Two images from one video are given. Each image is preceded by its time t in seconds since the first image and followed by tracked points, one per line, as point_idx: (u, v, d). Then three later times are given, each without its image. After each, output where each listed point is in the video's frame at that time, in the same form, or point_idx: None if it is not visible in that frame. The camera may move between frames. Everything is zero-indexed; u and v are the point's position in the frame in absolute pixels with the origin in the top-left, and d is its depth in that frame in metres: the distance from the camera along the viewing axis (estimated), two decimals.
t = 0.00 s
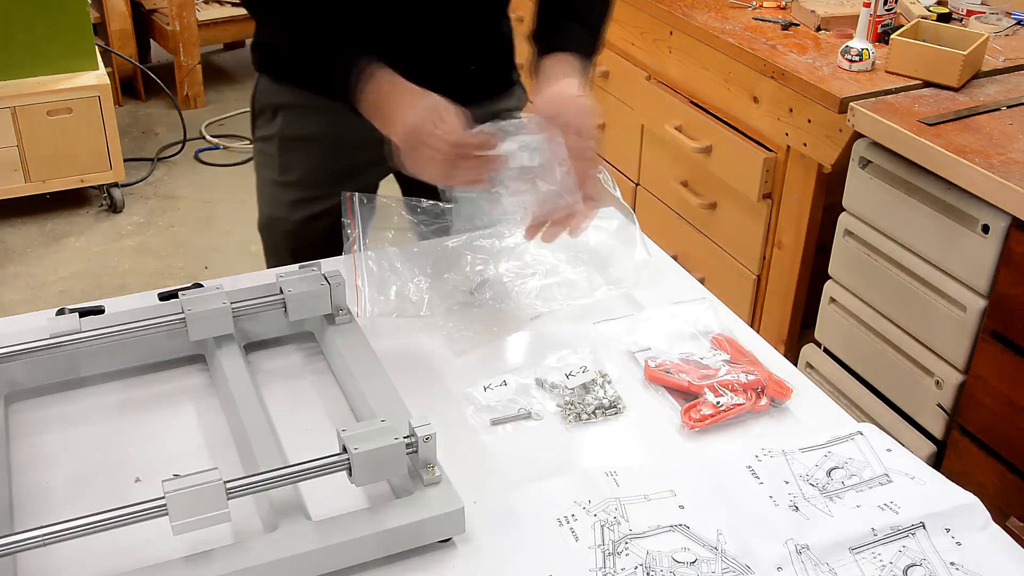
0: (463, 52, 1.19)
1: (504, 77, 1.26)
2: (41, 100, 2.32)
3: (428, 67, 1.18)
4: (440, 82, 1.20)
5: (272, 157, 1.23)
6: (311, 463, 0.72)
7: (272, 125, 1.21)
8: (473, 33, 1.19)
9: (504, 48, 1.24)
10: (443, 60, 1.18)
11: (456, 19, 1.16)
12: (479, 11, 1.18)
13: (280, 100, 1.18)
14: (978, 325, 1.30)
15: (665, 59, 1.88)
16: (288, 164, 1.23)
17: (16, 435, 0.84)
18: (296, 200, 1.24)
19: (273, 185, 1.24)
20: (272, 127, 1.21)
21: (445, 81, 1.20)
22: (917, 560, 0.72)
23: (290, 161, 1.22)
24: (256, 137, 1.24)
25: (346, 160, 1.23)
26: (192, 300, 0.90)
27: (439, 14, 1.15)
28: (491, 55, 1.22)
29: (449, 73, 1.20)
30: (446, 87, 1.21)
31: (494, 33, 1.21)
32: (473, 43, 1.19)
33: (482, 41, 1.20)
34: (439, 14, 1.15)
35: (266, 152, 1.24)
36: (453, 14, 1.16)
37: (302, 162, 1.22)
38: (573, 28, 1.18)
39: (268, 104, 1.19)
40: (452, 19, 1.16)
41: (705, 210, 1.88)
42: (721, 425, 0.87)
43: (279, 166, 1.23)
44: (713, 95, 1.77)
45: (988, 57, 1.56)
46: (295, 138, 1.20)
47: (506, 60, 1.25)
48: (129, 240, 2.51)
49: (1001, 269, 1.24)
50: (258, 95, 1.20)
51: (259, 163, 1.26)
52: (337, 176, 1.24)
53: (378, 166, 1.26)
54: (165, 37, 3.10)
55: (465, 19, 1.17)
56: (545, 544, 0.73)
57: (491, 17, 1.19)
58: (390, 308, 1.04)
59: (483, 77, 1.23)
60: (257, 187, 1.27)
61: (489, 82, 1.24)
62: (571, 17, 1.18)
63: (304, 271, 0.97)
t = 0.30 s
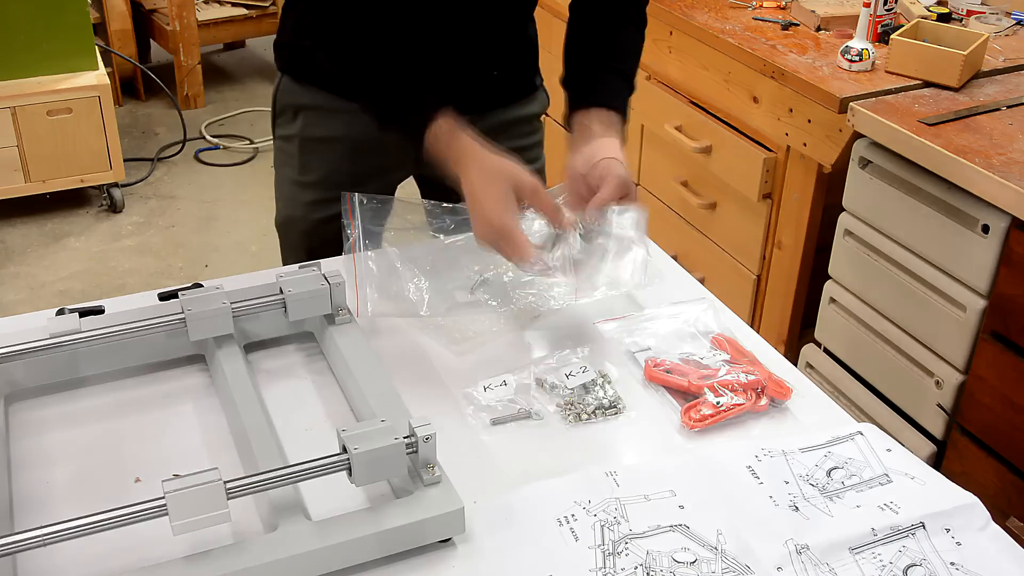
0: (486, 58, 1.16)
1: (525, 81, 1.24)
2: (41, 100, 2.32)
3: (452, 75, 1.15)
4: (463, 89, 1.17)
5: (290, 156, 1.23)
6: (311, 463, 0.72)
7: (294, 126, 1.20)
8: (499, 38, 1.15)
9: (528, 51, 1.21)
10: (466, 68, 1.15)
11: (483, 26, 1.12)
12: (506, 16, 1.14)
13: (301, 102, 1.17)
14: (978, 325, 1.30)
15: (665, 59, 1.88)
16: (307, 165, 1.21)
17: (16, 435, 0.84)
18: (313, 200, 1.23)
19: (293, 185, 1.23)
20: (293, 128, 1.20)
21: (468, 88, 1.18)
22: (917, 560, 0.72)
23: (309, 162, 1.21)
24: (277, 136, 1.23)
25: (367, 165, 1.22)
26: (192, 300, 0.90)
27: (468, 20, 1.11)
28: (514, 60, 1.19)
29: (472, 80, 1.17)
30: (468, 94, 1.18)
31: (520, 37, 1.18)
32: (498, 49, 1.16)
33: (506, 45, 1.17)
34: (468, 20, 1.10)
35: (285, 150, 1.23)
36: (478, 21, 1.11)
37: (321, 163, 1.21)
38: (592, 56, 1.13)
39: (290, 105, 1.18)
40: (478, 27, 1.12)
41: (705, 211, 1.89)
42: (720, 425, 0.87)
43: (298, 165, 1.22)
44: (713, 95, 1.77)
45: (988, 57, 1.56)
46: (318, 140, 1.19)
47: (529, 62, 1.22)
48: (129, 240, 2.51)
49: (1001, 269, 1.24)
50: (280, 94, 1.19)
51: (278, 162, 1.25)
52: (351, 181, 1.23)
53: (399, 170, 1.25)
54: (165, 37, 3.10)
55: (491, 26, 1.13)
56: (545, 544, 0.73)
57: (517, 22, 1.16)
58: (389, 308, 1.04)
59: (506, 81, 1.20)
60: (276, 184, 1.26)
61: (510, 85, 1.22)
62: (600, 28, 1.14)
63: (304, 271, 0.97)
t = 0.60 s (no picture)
0: (482, 57, 1.15)
1: (519, 80, 1.23)
2: (41, 100, 2.32)
3: (448, 75, 1.14)
4: (457, 89, 1.16)
5: (286, 156, 1.22)
6: (311, 463, 0.72)
7: (288, 125, 1.19)
8: (493, 37, 1.14)
9: (523, 50, 1.20)
10: (461, 66, 1.14)
11: (476, 26, 1.11)
12: (499, 15, 1.13)
13: (296, 101, 1.16)
14: (978, 326, 1.30)
15: (665, 59, 1.88)
16: (303, 164, 1.21)
17: (17, 435, 0.84)
18: (308, 200, 1.23)
19: (286, 184, 1.24)
20: (288, 127, 1.19)
21: (463, 87, 1.16)
22: (917, 559, 0.72)
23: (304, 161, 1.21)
24: (272, 135, 1.23)
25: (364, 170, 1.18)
26: (192, 300, 0.90)
27: (461, 20, 1.09)
28: (508, 59, 1.18)
29: (467, 79, 1.16)
30: (462, 94, 1.17)
31: (515, 35, 1.17)
32: (493, 48, 1.15)
33: (501, 44, 1.16)
34: (461, 19, 1.09)
35: (280, 150, 1.23)
36: (469, 17, 1.10)
37: (315, 163, 1.21)
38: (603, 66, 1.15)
39: (283, 105, 1.17)
40: (471, 26, 1.11)
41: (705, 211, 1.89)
42: (720, 425, 0.87)
43: (293, 164, 1.22)
44: (713, 95, 1.77)
45: (988, 57, 1.56)
46: (312, 139, 1.19)
47: (523, 61, 1.21)
48: (129, 240, 2.51)
49: (1001, 269, 1.24)
50: (274, 96, 1.18)
51: (273, 161, 1.25)
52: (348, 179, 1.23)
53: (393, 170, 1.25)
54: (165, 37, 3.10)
55: (483, 25, 1.12)
56: (545, 544, 0.74)
57: (511, 21, 1.15)
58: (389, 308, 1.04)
59: (500, 80, 1.20)
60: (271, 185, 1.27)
61: (504, 84, 1.21)
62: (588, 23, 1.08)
63: (304, 271, 0.97)
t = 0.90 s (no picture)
0: (456, 53, 1.16)
1: (497, 75, 1.23)
2: (41, 100, 2.33)
3: (422, 70, 1.15)
4: (430, 85, 1.17)
5: (267, 159, 1.23)
6: (311, 463, 0.72)
7: (266, 128, 1.20)
8: (466, 34, 1.16)
9: (500, 47, 1.21)
10: (436, 62, 1.16)
11: (448, 22, 1.13)
12: (472, 12, 1.14)
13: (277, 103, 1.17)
14: (978, 326, 1.30)
15: (665, 59, 1.88)
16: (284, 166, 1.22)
17: (17, 435, 0.84)
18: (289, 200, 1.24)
19: (270, 188, 1.24)
20: (270, 130, 1.20)
21: (439, 83, 1.18)
22: (918, 559, 0.72)
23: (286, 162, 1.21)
24: (252, 139, 1.23)
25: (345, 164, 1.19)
26: (192, 300, 0.90)
27: (430, 17, 1.12)
28: (486, 55, 1.19)
29: (444, 75, 1.17)
30: (439, 90, 1.18)
31: (490, 32, 1.18)
32: (468, 44, 1.16)
33: (476, 41, 1.17)
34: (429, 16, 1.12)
35: (262, 154, 1.23)
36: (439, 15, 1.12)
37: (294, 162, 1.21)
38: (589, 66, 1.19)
39: (264, 107, 1.18)
40: (439, 22, 1.13)
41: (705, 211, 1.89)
42: (720, 425, 0.87)
43: (275, 168, 1.22)
44: (713, 95, 1.77)
45: (988, 57, 1.56)
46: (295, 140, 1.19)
47: (499, 58, 1.22)
48: (129, 240, 2.51)
49: (1001, 269, 1.24)
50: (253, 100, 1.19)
51: (255, 167, 1.25)
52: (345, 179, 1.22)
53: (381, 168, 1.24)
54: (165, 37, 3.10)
55: (453, 21, 1.13)
56: (545, 544, 0.74)
57: (486, 18, 1.16)
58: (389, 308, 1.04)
59: (479, 76, 1.21)
60: (253, 189, 1.26)
61: (483, 80, 1.21)
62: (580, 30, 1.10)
63: (304, 271, 0.97)
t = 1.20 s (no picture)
0: (431, 45, 1.17)
1: (471, 68, 1.24)
2: (41, 100, 2.33)
3: (397, 63, 1.16)
4: (410, 78, 1.19)
5: (249, 154, 1.24)
6: (311, 463, 0.72)
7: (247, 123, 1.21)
8: (440, 26, 1.16)
9: (474, 38, 1.22)
10: (411, 55, 1.16)
11: (421, 17, 1.14)
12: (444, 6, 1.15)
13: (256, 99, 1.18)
14: (977, 325, 1.30)
15: (665, 59, 1.89)
16: (265, 160, 1.22)
17: (17, 435, 0.84)
18: (271, 196, 1.24)
19: (252, 182, 1.25)
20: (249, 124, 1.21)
21: (416, 75, 1.19)
22: (918, 560, 0.72)
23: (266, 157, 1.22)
24: (234, 136, 1.24)
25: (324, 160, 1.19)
26: (192, 300, 0.90)
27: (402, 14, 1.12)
28: (461, 47, 1.21)
29: (420, 68, 1.18)
30: (415, 82, 1.19)
31: (464, 25, 1.19)
32: (443, 35, 1.17)
33: (450, 33, 1.18)
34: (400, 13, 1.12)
35: (244, 150, 1.24)
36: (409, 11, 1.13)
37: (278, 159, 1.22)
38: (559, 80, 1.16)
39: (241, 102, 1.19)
40: (410, 17, 1.13)
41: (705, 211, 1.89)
42: (720, 425, 0.87)
43: (257, 162, 1.23)
44: (713, 95, 1.77)
45: (988, 57, 1.56)
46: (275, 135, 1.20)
47: (474, 51, 1.23)
48: (129, 240, 2.51)
49: (1001, 269, 1.24)
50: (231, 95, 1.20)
51: (237, 162, 1.27)
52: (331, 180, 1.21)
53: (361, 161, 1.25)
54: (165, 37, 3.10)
55: (431, 16, 1.15)
56: (545, 544, 0.74)
57: (457, 11, 1.17)
58: (389, 309, 1.04)
59: (454, 69, 1.22)
60: (237, 185, 1.28)
61: (458, 73, 1.23)
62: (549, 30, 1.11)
63: (305, 271, 0.97)
